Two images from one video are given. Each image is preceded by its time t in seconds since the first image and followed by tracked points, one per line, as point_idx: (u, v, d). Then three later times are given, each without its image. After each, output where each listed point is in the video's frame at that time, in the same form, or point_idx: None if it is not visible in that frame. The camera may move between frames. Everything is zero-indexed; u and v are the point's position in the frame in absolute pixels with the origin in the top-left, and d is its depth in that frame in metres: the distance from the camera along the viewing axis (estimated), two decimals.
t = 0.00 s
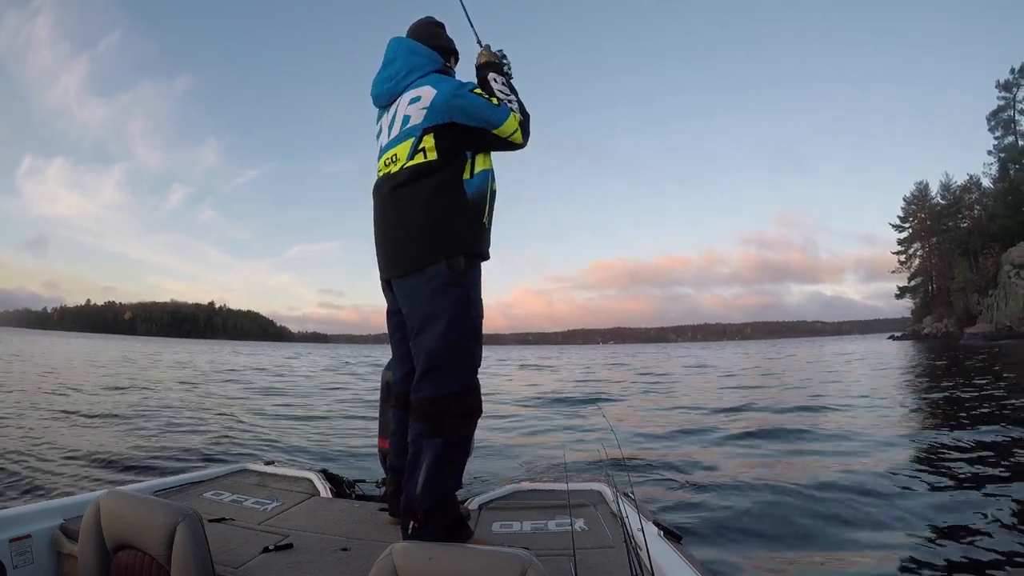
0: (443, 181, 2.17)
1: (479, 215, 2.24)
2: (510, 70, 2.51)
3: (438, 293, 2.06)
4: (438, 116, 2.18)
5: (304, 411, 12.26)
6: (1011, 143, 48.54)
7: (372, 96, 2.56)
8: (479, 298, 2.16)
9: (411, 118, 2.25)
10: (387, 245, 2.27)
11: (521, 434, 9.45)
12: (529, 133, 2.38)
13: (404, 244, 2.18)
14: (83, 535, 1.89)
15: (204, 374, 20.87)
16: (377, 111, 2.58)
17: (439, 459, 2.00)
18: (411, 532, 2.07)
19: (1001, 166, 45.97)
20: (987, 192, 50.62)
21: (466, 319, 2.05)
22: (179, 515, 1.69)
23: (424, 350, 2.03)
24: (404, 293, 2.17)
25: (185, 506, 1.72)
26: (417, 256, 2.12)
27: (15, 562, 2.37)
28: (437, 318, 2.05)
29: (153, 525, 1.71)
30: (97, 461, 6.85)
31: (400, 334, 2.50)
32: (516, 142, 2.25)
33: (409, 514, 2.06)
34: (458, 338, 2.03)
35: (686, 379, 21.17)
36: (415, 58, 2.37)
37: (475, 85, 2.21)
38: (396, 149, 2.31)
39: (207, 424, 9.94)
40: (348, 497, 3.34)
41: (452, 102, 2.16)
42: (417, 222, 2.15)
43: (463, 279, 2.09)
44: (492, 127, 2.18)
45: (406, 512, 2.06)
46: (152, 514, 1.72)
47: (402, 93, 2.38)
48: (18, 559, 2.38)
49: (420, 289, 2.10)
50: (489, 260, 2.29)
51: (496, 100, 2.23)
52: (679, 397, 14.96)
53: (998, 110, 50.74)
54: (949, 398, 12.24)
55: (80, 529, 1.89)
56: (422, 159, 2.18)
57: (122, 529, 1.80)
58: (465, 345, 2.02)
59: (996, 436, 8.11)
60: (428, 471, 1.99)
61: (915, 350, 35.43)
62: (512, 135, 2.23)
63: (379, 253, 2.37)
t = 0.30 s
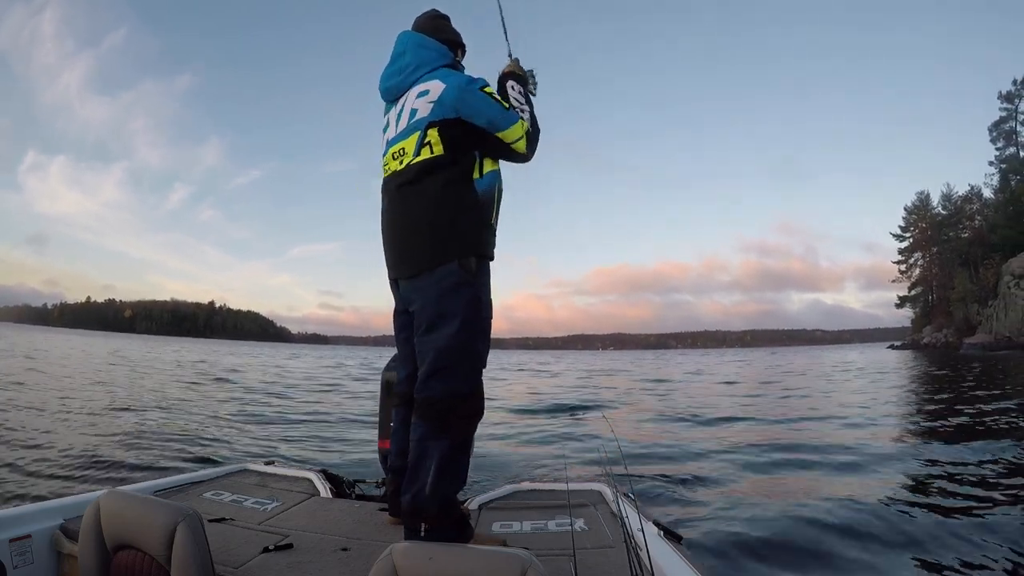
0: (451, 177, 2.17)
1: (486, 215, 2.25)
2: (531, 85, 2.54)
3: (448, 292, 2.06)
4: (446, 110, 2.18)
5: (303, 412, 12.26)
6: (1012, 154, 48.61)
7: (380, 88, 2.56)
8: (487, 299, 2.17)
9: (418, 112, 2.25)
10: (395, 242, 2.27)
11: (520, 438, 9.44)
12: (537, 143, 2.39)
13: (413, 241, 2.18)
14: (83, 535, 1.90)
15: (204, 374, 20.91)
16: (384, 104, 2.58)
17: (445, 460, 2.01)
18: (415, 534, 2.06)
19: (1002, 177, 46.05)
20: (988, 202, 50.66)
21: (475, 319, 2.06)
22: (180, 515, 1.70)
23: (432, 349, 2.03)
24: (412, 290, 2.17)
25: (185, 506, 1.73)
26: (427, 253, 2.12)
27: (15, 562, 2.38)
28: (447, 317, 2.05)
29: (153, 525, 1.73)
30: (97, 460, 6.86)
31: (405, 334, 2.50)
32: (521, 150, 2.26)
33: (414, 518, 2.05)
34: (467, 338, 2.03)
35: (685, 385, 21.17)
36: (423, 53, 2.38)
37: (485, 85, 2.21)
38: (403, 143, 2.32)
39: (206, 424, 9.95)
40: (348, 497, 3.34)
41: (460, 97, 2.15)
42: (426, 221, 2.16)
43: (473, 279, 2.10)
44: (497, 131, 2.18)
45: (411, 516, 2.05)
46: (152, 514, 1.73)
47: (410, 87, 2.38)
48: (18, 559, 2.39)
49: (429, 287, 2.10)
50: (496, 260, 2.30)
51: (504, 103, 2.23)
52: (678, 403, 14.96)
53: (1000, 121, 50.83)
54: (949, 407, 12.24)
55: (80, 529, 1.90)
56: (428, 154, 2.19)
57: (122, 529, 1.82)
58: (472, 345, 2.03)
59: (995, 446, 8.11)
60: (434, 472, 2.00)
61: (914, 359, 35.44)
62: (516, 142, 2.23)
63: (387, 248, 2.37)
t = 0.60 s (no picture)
0: (448, 166, 2.14)
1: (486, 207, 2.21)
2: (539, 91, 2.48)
3: (446, 290, 2.04)
4: (443, 94, 2.16)
5: (303, 413, 12.25)
6: (1011, 152, 48.63)
7: (381, 73, 2.54)
8: (486, 296, 2.15)
9: (416, 95, 2.24)
10: (393, 235, 2.25)
11: (521, 438, 9.44)
12: (541, 139, 2.34)
13: (409, 236, 2.16)
14: (83, 535, 1.90)
15: (204, 376, 20.92)
16: (383, 87, 2.57)
17: (445, 462, 2.00)
18: (416, 535, 2.06)
19: (1001, 174, 46.08)
20: (987, 200, 50.68)
21: (473, 318, 2.04)
22: (180, 515, 1.70)
23: (429, 350, 2.01)
24: (409, 289, 2.14)
25: (185, 506, 1.73)
26: (424, 251, 2.10)
27: (14, 562, 2.38)
28: (445, 316, 2.02)
29: (153, 525, 1.72)
30: (98, 461, 6.86)
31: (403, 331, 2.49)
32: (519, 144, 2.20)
33: (415, 519, 2.05)
34: (465, 338, 2.01)
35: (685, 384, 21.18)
36: (426, 36, 2.35)
37: (486, 72, 2.19)
38: (403, 127, 2.31)
39: (206, 425, 9.94)
40: (348, 497, 3.34)
41: (458, 83, 2.14)
42: (423, 215, 2.13)
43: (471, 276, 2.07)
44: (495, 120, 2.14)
45: (411, 518, 2.05)
46: (152, 514, 1.73)
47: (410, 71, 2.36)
48: (18, 559, 2.39)
49: (427, 285, 2.07)
50: (495, 256, 2.28)
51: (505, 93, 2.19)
52: (679, 402, 14.96)
53: (999, 119, 50.85)
54: (949, 405, 12.24)
55: (80, 529, 1.90)
56: (426, 139, 2.18)
57: (122, 529, 1.81)
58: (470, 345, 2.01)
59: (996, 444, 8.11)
60: (433, 473, 1.99)
61: (914, 357, 35.45)
62: (514, 134, 2.17)
63: (384, 242, 2.34)
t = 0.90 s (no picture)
0: (444, 157, 2.10)
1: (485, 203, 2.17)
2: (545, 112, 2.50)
3: (444, 292, 2.01)
4: (436, 78, 2.14)
5: (304, 413, 12.26)
6: (1008, 142, 48.60)
7: (379, 60, 2.52)
8: (486, 296, 2.12)
9: (411, 80, 2.23)
10: (389, 230, 2.23)
11: (521, 436, 9.45)
12: (533, 143, 2.29)
13: (407, 235, 2.13)
14: (83, 535, 1.90)
15: (205, 378, 20.94)
16: (383, 75, 2.54)
17: (444, 465, 1.99)
18: (418, 536, 2.06)
19: (999, 165, 46.07)
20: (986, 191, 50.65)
21: (472, 319, 2.01)
22: (180, 515, 1.69)
23: (428, 352, 1.98)
24: (407, 290, 2.12)
25: (185, 506, 1.73)
26: (422, 250, 2.07)
27: (15, 562, 2.38)
28: (443, 318, 2.00)
29: (154, 525, 1.72)
30: (99, 463, 6.87)
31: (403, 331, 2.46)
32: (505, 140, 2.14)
33: (416, 522, 2.04)
34: (464, 340, 1.99)
35: (685, 380, 21.19)
36: (426, 23, 2.32)
37: (483, 63, 2.18)
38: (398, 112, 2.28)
39: (207, 426, 9.94)
40: (348, 497, 3.34)
41: (452, 69, 2.13)
42: (420, 212, 2.10)
43: (471, 277, 2.04)
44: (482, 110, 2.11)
45: (412, 521, 2.04)
46: (152, 514, 1.73)
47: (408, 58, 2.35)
48: (18, 559, 2.39)
49: (425, 287, 2.05)
50: (496, 253, 2.25)
51: (499, 86, 2.17)
52: (679, 398, 14.95)
53: (996, 110, 50.83)
54: (950, 397, 12.23)
55: (80, 529, 1.90)
56: (418, 123, 2.16)
57: (122, 529, 1.81)
58: (469, 347, 1.99)
59: (996, 435, 8.11)
60: (432, 476, 1.99)
61: (914, 349, 35.47)
62: (504, 128, 2.13)
63: (380, 239, 2.31)
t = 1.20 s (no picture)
0: (456, 151, 2.08)
1: (496, 191, 2.16)
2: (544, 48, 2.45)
3: (449, 287, 1.99)
4: (446, 76, 2.13)
5: (304, 412, 12.27)
6: (1008, 140, 48.56)
7: (379, 58, 2.52)
8: (493, 292, 2.10)
9: (418, 79, 2.21)
10: (397, 223, 2.20)
11: (521, 435, 9.46)
12: (552, 112, 2.35)
13: (414, 228, 2.11)
14: (83, 535, 1.90)
15: (205, 376, 20.96)
16: (384, 75, 2.53)
17: (445, 465, 1.99)
18: (417, 536, 2.07)
19: (998, 163, 46.03)
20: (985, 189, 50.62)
21: (478, 316, 1.99)
22: (179, 515, 1.70)
23: (432, 349, 1.97)
24: (413, 283, 2.10)
25: (185, 505, 1.73)
26: (428, 244, 2.05)
27: (15, 562, 2.38)
28: (448, 314, 1.98)
29: (153, 525, 1.73)
30: (98, 463, 6.87)
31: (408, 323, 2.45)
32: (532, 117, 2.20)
33: (416, 522, 2.04)
34: (470, 338, 1.97)
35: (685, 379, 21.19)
36: (425, 17, 2.32)
37: (489, 48, 2.17)
38: (405, 112, 2.26)
39: (207, 425, 9.95)
40: (348, 497, 3.34)
41: (461, 62, 2.11)
42: (428, 205, 2.08)
43: (477, 271, 2.02)
44: (506, 95, 2.13)
45: (413, 520, 2.05)
46: (152, 514, 1.73)
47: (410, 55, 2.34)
48: (18, 559, 2.39)
49: (431, 281, 2.03)
50: (505, 247, 2.22)
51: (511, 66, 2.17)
52: (679, 396, 14.96)
53: (996, 107, 50.77)
54: (950, 396, 12.22)
55: (80, 529, 1.90)
56: (428, 122, 2.13)
57: (122, 528, 1.82)
58: (473, 346, 1.97)
59: (996, 434, 8.11)
60: (433, 476, 1.99)
61: (913, 347, 35.47)
62: (529, 107, 2.18)
63: (388, 230, 2.29)
